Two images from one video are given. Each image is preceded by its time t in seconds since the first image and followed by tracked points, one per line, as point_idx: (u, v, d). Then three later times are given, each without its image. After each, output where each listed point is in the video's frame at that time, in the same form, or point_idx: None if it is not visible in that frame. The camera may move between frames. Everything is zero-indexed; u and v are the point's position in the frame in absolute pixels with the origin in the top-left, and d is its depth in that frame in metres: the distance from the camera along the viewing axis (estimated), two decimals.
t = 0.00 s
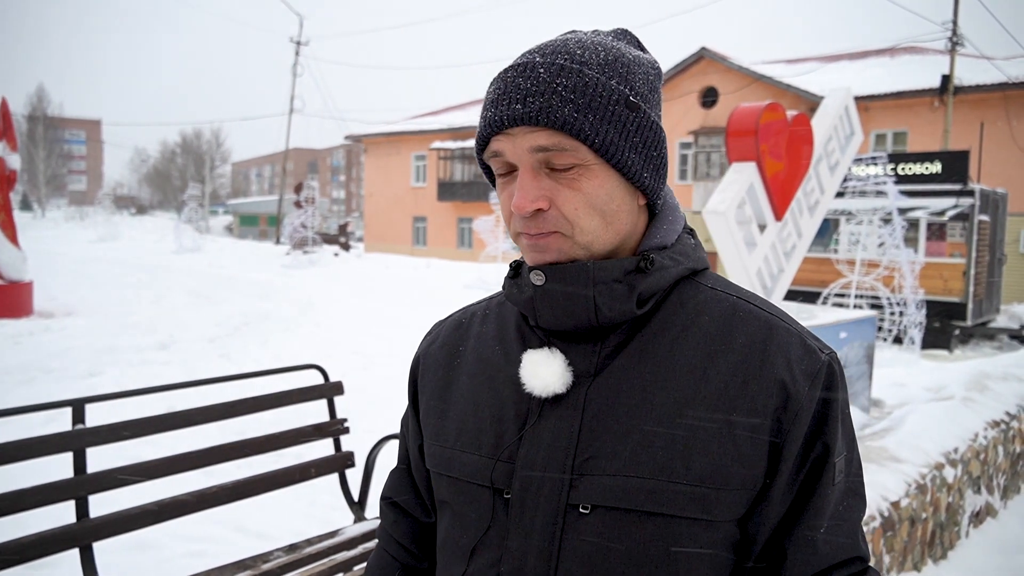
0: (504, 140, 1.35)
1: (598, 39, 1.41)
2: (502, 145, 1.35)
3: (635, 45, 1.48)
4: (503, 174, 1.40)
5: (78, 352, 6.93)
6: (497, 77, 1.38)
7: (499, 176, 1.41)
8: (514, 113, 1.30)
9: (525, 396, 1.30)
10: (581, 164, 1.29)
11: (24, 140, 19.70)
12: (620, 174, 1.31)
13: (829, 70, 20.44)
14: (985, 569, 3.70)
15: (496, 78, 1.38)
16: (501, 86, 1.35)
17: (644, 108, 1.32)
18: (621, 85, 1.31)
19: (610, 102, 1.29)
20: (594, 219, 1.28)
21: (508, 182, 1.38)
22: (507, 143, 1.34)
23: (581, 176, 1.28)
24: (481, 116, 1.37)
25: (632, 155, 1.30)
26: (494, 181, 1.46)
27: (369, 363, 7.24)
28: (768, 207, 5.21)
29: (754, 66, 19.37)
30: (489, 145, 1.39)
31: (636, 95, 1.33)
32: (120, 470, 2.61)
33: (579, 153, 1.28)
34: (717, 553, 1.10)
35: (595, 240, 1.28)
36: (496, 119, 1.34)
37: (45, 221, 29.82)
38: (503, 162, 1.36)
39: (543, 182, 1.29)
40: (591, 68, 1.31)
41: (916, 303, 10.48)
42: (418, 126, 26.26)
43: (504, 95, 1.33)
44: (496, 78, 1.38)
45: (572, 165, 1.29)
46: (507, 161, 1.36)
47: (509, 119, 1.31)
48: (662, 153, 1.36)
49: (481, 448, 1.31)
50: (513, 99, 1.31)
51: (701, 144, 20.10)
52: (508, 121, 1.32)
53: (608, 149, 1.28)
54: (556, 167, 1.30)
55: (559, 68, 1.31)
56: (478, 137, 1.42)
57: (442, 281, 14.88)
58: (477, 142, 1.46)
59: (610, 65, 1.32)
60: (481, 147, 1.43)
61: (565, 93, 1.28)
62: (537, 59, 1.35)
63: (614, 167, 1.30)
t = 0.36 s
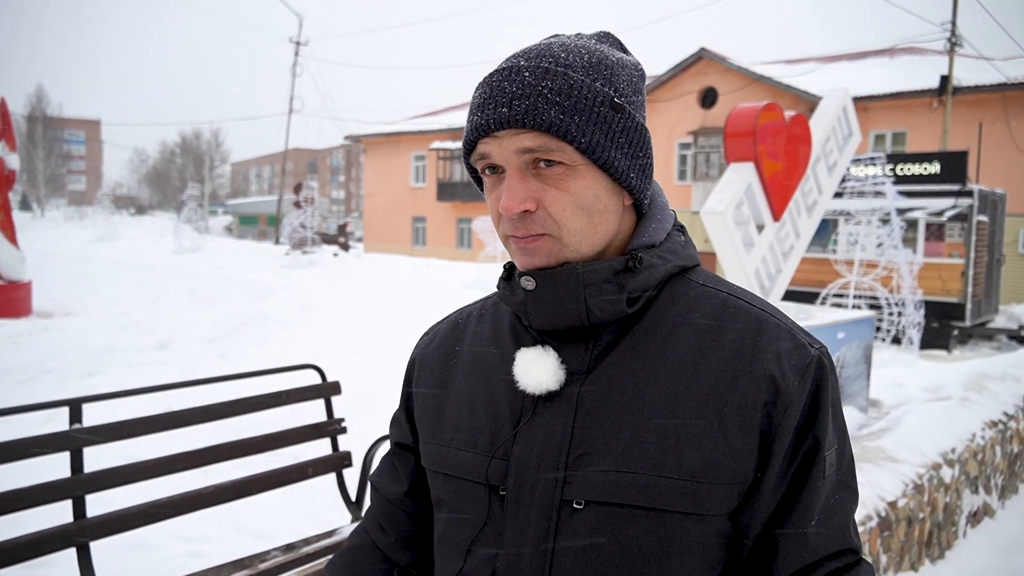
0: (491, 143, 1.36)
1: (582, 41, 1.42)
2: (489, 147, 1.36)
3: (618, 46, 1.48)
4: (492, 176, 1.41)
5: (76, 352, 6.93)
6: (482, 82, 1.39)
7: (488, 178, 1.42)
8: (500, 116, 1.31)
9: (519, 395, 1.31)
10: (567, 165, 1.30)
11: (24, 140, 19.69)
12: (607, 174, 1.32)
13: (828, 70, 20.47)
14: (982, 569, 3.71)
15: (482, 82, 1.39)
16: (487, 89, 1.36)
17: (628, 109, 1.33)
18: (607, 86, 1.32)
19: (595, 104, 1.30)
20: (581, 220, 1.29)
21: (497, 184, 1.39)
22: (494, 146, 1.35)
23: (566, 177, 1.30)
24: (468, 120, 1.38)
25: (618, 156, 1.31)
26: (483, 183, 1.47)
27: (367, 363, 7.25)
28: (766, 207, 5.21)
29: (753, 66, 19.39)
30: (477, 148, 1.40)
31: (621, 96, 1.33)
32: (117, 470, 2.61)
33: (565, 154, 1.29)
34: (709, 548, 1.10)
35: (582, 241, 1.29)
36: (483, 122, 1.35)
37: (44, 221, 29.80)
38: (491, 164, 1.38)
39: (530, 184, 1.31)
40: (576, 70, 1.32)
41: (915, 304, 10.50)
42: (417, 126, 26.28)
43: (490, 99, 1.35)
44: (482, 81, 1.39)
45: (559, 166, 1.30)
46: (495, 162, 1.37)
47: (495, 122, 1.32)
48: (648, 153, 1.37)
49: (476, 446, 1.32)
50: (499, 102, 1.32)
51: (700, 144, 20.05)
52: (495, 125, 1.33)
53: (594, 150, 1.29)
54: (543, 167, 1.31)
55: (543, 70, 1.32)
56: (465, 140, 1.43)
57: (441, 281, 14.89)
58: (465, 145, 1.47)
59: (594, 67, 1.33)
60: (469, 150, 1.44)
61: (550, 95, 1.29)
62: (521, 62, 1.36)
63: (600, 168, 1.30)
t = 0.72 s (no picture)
0: (489, 127, 1.37)
1: (585, 33, 1.42)
2: (487, 132, 1.38)
3: (623, 41, 1.49)
4: (491, 164, 1.43)
5: (75, 352, 6.92)
6: (485, 68, 1.41)
7: (486, 166, 1.44)
8: (497, 101, 1.33)
9: (515, 387, 1.32)
10: (562, 151, 1.30)
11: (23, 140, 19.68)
12: (602, 163, 1.32)
13: (827, 70, 20.48)
14: (980, 569, 3.71)
15: (484, 69, 1.41)
16: (488, 76, 1.38)
17: (626, 99, 1.33)
18: (605, 76, 1.32)
19: (591, 92, 1.31)
20: (573, 207, 1.29)
21: (495, 170, 1.40)
22: (492, 132, 1.37)
23: (561, 162, 1.30)
24: (468, 106, 1.40)
25: (613, 145, 1.31)
26: (483, 171, 1.48)
27: (366, 363, 7.24)
28: (765, 207, 5.20)
29: (753, 66, 19.39)
30: (476, 135, 1.42)
31: (619, 86, 1.33)
32: (115, 468, 2.60)
33: (559, 140, 1.30)
34: (699, 543, 1.11)
35: (574, 229, 1.29)
36: (482, 108, 1.37)
37: (44, 221, 29.79)
38: (489, 150, 1.39)
39: (525, 168, 1.32)
40: (575, 59, 1.33)
41: (914, 304, 10.51)
42: (417, 126, 26.28)
43: (489, 84, 1.37)
44: (484, 69, 1.41)
45: (554, 152, 1.31)
46: (492, 149, 1.39)
47: (493, 107, 1.34)
48: (646, 146, 1.36)
49: (473, 438, 1.34)
50: (497, 87, 1.34)
51: (699, 144, 20.04)
52: (492, 109, 1.35)
53: (589, 138, 1.29)
54: (539, 153, 1.32)
55: (542, 58, 1.33)
56: (466, 128, 1.45)
57: (440, 280, 14.89)
58: (466, 133, 1.49)
59: (594, 56, 1.34)
60: (470, 138, 1.45)
61: (547, 81, 1.30)
62: (522, 51, 1.37)
63: (596, 156, 1.31)
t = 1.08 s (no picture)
0: (478, 129, 1.40)
1: (575, 34, 1.43)
2: (476, 133, 1.40)
3: (618, 42, 1.49)
4: (483, 166, 1.45)
5: (72, 352, 6.91)
6: (474, 72, 1.43)
7: (479, 167, 1.46)
8: (483, 103, 1.35)
9: (507, 384, 1.34)
10: (547, 150, 1.32)
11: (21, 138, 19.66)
12: (588, 162, 1.32)
13: (826, 71, 20.50)
14: (977, 569, 3.71)
15: (474, 72, 1.43)
16: (477, 81, 1.41)
17: (612, 98, 1.33)
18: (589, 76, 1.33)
19: (575, 92, 1.31)
20: (558, 205, 1.30)
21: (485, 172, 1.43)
22: (481, 133, 1.39)
23: (546, 162, 1.31)
24: (459, 109, 1.43)
25: (599, 144, 1.31)
26: (477, 173, 1.50)
27: (364, 363, 7.24)
28: (763, 207, 5.21)
29: (752, 66, 19.40)
30: (468, 137, 1.44)
31: (604, 85, 1.34)
32: (111, 469, 2.61)
33: (543, 140, 1.31)
34: (678, 540, 1.11)
35: (559, 226, 1.30)
36: (471, 111, 1.39)
37: (43, 220, 29.77)
38: (480, 151, 1.42)
39: (511, 168, 1.34)
40: (560, 60, 1.34)
41: (912, 304, 10.52)
42: (416, 126, 26.27)
43: (478, 87, 1.39)
44: (474, 72, 1.43)
45: (539, 151, 1.32)
46: (482, 150, 1.41)
47: (480, 110, 1.37)
48: (635, 145, 1.37)
49: (467, 434, 1.36)
50: (483, 90, 1.36)
51: (698, 145, 20.05)
52: (479, 111, 1.37)
53: (573, 137, 1.30)
54: (524, 153, 1.34)
55: (527, 60, 1.34)
56: (459, 131, 1.48)
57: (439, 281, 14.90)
58: (460, 136, 1.51)
59: (580, 57, 1.34)
60: (463, 141, 1.48)
61: (530, 82, 1.32)
62: (509, 54, 1.39)
63: (581, 155, 1.31)
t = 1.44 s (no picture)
0: (479, 132, 1.40)
1: (577, 34, 1.43)
2: (477, 136, 1.40)
3: (622, 41, 1.48)
4: (484, 167, 1.45)
5: (71, 352, 6.91)
6: (475, 75, 1.43)
7: (480, 169, 1.46)
8: (483, 105, 1.36)
9: (509, 384, 1.34)
10: (546, 152, 1.31)
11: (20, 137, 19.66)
12: (588, 163, 1.32)
13: (826, 70, 20.51)
14: (976, 569, 3.71)
15: (475, 75, 1.44)
16: (477, 83, 1.41)
17: (612, 98, 1.33)
18: (589, 76, 1.33)
19: (574, 93, 1.31)
20: (559, 206, 1.30)
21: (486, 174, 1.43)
22: (481, 136, 1.40)
23: (546, 163, 1.31)
24: (460, 112, 1.43)
25: (599, 144, 1.31)
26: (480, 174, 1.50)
27: (363, 363, 7.24)
28: (762, 207, 5.21)
29: (752, 66, 19.41)
30: (469, 139, 1.45)
31: (604, 86, 1.33)
32: (110, 469, 2.61)
33: (543, 142, 1.31)
34: (675, 542, 1.11)
35: (560, 226, 1.30)
36: (471, 113, 1.40)
37: (42, 220, 29.75)
38: (481, 153, 1.42)
39: (511, 170, 1.34)
40: (560, 61, 1.33)
41: (912, 304, 10.52)
42: (415, 126, 26.26)
43: (478, 89, 1.39)
44: (475, 75, 1.43)
45: (538, 153, 1.32)
46: (483, 153, 1.41)
47: (480, 112, 1.37)
48: (636, 145, 1.36)
49: (468, 433, 1.36)
50: (483, 93, 1.36)
51: (698, 145, 20.06)
52: (479, 114, 1.38)
53: (573, 138, 1.30)
54: (524, 155, 1.34)
55: (526, 62, 1.34)
56: (461, 132, 1.48)
57: (439, 281, 14.91)
58: (462, 137, 1.51)
59: (580, 57, 1.34)
60: (464, 143, 1.48)
61: (529, 84, 1.32)
62: (509, 56, 1.39)
63: (581, 156, 1.31)
